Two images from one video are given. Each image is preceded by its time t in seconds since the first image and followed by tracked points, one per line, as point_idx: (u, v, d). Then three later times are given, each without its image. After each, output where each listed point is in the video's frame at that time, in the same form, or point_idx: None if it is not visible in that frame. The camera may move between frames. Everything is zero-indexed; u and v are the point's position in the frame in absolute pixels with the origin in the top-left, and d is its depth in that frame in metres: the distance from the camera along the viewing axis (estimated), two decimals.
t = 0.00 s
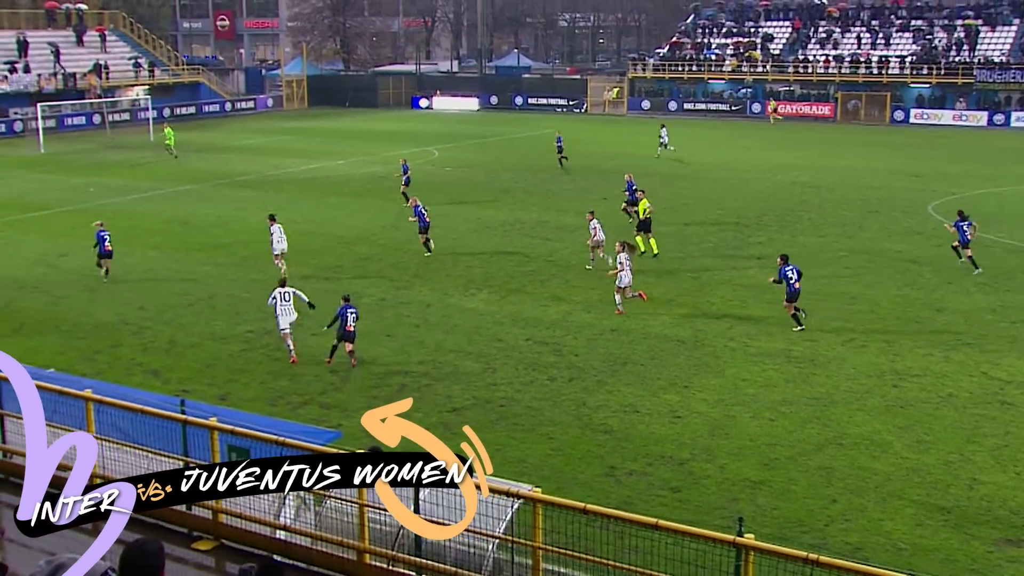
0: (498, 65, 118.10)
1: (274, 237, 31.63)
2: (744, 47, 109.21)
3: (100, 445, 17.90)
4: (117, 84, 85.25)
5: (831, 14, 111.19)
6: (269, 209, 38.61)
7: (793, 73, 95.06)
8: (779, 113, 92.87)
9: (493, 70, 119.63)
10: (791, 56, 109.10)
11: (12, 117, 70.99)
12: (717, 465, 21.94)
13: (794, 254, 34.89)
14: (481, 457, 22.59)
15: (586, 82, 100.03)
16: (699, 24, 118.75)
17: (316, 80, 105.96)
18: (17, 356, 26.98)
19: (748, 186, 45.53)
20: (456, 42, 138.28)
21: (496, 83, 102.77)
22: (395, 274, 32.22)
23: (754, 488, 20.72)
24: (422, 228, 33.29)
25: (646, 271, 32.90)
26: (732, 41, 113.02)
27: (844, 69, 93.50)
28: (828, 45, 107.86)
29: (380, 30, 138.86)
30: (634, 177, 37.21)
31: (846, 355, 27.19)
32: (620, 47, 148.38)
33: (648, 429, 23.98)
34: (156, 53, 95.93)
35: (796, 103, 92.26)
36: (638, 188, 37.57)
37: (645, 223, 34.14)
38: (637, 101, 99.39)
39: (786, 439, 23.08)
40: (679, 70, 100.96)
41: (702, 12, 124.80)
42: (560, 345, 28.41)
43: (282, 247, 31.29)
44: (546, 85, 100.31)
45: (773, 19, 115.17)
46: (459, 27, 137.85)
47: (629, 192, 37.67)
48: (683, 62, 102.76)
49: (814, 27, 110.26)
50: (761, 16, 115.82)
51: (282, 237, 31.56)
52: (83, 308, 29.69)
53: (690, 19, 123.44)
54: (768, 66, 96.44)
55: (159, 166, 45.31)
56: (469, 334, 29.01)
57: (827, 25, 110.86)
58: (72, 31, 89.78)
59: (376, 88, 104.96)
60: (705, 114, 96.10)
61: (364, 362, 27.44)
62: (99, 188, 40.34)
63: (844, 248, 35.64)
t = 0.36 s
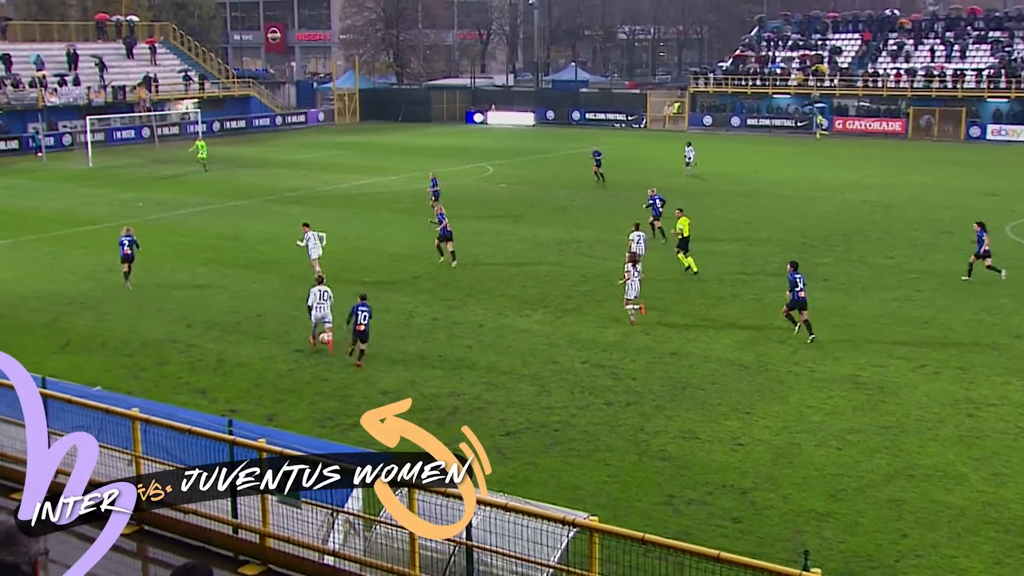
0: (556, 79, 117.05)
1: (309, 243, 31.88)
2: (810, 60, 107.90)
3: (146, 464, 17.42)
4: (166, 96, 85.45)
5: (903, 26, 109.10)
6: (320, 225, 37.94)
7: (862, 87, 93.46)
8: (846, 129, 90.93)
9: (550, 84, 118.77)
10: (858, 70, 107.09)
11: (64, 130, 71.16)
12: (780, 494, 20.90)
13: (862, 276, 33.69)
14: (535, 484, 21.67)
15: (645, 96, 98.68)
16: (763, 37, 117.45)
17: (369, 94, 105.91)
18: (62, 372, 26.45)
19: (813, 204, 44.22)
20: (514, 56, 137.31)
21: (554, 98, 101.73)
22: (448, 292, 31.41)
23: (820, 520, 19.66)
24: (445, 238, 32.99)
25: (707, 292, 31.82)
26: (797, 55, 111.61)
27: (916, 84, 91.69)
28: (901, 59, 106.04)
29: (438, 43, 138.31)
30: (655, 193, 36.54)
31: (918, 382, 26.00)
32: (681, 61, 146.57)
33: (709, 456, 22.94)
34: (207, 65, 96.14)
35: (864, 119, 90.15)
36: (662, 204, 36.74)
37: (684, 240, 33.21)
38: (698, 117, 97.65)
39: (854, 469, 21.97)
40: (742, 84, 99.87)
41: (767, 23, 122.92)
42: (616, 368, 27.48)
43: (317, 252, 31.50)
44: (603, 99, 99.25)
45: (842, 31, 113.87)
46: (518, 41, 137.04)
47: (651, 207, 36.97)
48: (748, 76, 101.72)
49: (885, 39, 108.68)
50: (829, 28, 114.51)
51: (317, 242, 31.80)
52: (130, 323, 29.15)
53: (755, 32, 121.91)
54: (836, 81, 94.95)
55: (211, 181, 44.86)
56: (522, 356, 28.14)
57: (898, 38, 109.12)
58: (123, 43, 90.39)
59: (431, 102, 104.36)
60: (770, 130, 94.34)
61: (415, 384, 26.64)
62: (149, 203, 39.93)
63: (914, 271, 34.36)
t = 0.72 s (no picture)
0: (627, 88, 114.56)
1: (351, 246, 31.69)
2: (901, 67, 105.37)
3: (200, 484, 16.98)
4: (223, 104, 84.94)
5: (1002, 29, 106.51)
6: (384, 238, 36.79)
7: (958, 95, 90.45)
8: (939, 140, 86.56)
9: (623, 93, 116.68)
10: (954, 76, 103.76)
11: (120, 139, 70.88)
12: (867, 529, 19.36)
13: (954, 298, 31.86)
14: (604, 512, 20.33)
15: (723, 106, 94.97)
16: (850, 43, 114.93)
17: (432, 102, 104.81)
18: (115, 387, 25.54)
19: (898, 221, 42.28)
20: (583, 63, 134.86)
21: (625, 107, 98.58)
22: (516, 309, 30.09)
23: (910, 558, 18.12)
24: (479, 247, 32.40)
25: (788, 312, 30.20)
26: (887, 61, 109.28)
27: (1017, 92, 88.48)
28: (999, 65, 102.68)
29: (505, 51, 135.37)
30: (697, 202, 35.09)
31: (1017, 413, 24.26)
32: (762, 68, 142.46)
33: (790, 486, 21.42)
34: (267, 73, 95.58)
35: (959, 130, 85.61)
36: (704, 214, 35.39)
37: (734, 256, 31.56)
38: (779, 128, 94.62)
39: (947, 503, 20.38)
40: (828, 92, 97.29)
41: (854, 28, 119.75)
42: (691, 391, 26.03)
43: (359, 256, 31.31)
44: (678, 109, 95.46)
45: (933, 35, 110.71)
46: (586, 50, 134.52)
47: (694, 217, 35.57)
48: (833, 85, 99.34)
49: (982, 45, 105.86)
50: (920, 33, 111.56)
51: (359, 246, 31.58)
52: (186, 336, 28.21)
53: (842, 38, 118.96)
54: (930, 89, 92.36)
55: (274, 193, 43.95)
56: (592, 377, 26.78)
57: (997, 42, 106.21)
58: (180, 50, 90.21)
59: (497, 111, 102.25)
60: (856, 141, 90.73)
61: (479, 405, 25.36)
62: (209, 214, 39.07)
63: (1010, 292, 32.44)
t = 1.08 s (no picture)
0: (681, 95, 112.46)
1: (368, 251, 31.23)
2: (978, 71, 102.35)
3: (229, 514, 16.15)
4: (254, 112, 84.05)
5: None
6: (424, 255, 35.23)
7: None
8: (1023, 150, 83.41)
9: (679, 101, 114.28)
10: None
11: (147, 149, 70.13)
12: (944, 572, 17.53)
13: None
14: (656, 547, 18.63)
15: (785, 115, 92.31)
16: (923, 48, 112.05)
17: (476, 112, 103.18)
18: (137, 409, 24.10)
19: (965, 238, 40.23)
20: (636, 69, 132.71)
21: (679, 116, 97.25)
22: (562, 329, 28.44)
23: None
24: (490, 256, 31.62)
25: (852, 336, 28.37)
26: (962, 65, 106.12)
27: None
28: None
29: (551, 55, 134.72)
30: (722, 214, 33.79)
31: None
32: (825, 74, 139.57)
33: (857, 522, 19.62)
34: (302, 80, 94.57)
35: None
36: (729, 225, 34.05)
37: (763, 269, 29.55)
38: (845, 138, 90.86)
39: None
40: (898, 100, 94.41)
41: (928, 32, 116.65)
42: (749, 419, 24.28)
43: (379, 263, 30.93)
44: (737, 118, 93.71)
45: (1016, 38, 108.46)
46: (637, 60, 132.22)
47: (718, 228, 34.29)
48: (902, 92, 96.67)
49: None
50: (1002, 35, 108.74)
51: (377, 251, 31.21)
52: (213, 356, 26.75)
53: (912, 44, 115.95)
54: (1011, 95, 89.30)
55: (311, 206, 42.53)
56: (643, 403, 25.08)
57: None
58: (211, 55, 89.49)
59: (544, 119, 100.78)
60: (928, 151, 86.83)
61: (522, 432, 23.72)
62: (242, 228, 37.69)
63: None
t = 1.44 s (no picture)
0: (728, 98, 107.41)
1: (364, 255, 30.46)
2: None
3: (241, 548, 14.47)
4: (269, 117, 81.62)
5: None
6: (451, 270, 33.31)
7: None
8: None
9: (725, 103, 109.29)
10: None
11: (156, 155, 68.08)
12: None
13: None
14: None
15: (839, 119, 87.69)
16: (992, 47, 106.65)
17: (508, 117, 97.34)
18: (139, 434, 22.34)
19: None
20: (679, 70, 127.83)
21: (726, 121, 91.80)
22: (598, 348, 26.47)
23: None
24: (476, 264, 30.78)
25: (913, 359, 26.29)
26: None
27: None
28: None
29: (589, 56, 125.68)
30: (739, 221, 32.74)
31: None
32: (886, 76, 132.98)
33: (923, 563, 17.65)
34: (319, 83, 92.07)
35: None
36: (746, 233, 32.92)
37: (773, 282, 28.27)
38: (906, 144, 87.62)
39: None
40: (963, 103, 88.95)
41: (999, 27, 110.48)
42: (802, 449, 22.33)
43: (373, 268, 30.19)
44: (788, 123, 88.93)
45: None
46: (680, 63, 127.48)
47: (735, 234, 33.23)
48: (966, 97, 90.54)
49: None
50: None
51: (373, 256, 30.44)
52: (224, 376, 24.96)
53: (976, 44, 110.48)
54: None
55: (332, 218, 40.65)
56: (685, 430, 23.17)
57: None
58: (223, 56, 87.40)
59: (580, 125, 95.84)
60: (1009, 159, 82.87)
61: (555, 460, 21.85)
62: (258, 241, 35.87)
63: None
